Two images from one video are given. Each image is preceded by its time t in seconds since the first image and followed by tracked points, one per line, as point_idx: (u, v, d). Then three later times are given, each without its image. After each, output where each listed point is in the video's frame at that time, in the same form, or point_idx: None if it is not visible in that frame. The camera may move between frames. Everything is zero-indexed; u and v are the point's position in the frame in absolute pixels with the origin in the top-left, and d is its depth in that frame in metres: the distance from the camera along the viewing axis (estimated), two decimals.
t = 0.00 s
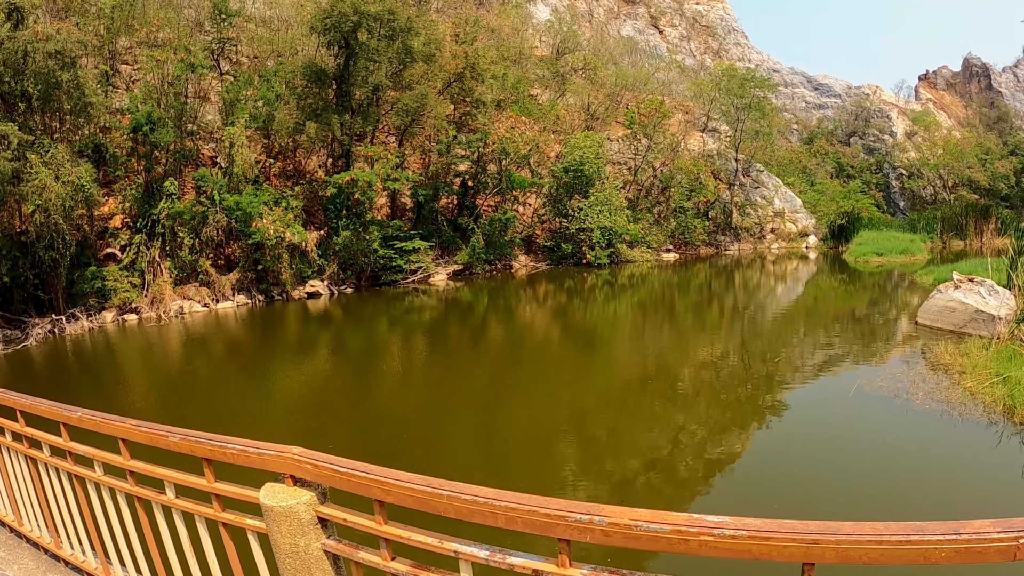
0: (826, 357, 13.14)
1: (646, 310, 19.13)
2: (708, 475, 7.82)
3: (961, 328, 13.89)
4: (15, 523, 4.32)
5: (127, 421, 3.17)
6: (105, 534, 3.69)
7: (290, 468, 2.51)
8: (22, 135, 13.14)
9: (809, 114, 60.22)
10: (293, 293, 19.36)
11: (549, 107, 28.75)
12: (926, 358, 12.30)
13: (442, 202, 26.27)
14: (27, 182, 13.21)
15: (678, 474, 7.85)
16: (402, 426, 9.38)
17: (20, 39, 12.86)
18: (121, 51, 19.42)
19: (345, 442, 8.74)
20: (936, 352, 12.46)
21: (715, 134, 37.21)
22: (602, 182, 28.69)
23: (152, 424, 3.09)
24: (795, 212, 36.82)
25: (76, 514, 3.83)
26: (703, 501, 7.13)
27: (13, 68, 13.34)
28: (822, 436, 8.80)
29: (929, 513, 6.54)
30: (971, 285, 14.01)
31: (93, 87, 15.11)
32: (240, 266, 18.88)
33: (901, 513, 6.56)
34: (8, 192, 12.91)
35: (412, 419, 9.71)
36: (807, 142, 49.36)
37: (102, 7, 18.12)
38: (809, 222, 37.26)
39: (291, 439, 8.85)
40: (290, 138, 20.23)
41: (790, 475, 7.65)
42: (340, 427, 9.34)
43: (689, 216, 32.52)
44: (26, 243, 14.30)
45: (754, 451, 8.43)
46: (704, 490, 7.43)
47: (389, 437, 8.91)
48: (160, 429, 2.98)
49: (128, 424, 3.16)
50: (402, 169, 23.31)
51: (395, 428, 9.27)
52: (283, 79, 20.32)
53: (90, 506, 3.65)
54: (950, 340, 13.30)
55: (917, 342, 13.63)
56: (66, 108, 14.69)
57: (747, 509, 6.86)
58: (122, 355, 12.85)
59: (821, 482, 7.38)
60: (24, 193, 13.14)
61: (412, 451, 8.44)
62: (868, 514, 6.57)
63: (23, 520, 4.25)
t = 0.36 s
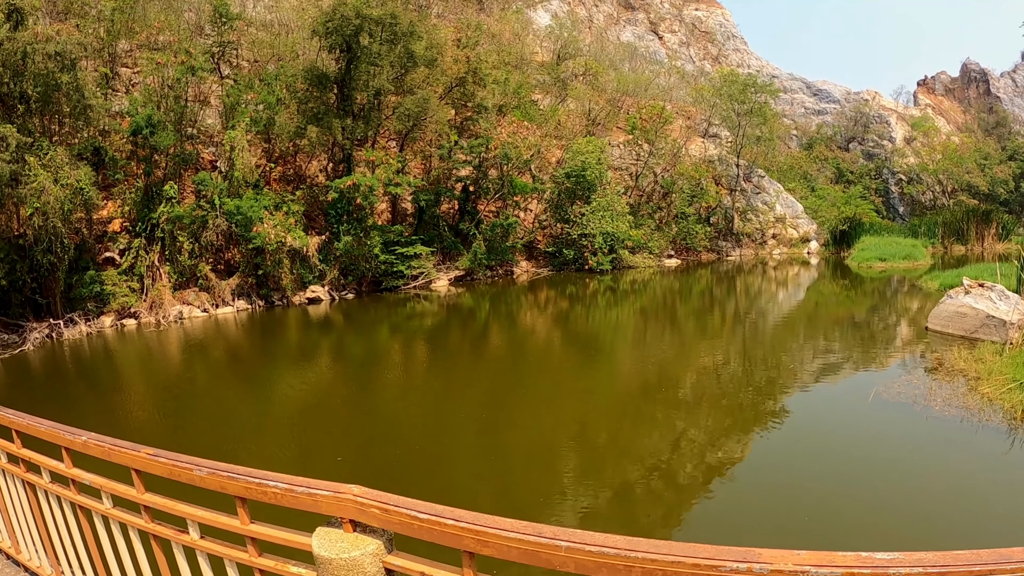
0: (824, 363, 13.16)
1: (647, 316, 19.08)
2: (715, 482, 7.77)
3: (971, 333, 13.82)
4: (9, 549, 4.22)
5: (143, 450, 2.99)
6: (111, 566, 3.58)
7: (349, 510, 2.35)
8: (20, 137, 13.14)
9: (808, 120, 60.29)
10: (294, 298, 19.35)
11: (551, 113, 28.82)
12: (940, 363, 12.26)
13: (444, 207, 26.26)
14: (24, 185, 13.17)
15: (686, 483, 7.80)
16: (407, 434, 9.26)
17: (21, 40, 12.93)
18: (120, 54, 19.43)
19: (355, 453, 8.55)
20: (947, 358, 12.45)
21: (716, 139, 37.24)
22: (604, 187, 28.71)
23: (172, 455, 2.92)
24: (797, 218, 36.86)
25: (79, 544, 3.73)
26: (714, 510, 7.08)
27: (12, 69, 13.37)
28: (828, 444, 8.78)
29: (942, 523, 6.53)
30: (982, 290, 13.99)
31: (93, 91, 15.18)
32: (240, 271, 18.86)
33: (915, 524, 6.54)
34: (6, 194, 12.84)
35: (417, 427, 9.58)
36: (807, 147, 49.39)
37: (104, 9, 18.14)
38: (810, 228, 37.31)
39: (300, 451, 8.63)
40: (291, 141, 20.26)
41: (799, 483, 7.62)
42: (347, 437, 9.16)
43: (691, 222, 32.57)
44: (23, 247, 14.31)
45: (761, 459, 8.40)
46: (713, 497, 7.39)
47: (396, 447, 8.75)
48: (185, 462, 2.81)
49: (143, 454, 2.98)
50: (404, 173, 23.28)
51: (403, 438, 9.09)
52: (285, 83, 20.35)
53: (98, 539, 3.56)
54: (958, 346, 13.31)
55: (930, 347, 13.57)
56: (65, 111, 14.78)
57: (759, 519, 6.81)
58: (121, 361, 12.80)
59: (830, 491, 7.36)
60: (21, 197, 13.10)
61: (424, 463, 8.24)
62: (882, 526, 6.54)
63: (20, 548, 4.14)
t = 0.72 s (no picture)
0: (825, 364, 13.12)
1: (650, 318, 19.03)
2: (725, 485, 7.67)
3: (987, 335, 13.65)
4: None
5: (155, 485, 2.75)
6: None
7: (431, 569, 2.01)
8: (19, 137, 13.15)
9: (808, 121, 60.32)
10: (296, 299, 19.38)
11: (553, 113, 28.80)
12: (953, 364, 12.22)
13: (447, 207, 26.18)
14: (23, 185, 13.11)
15: (696, 487, 7.68)
16: (414, 440, 9.10)
17: (20, 39, 12.94)
18: (121, 53, 19.40)
19: (366, 461, 8.31)
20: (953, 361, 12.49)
21: (718, 140, 37.25)
22: (607, 188, 28.71)
23: (191, 492, 2.64)
24: (800, 219, 36.88)
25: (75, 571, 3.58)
26: (728, 515, 6.97)
27: (11, 68, 13.35)
28: (836, 447, 8.72)
29: (958, 528, 6.50)
30: (996, 291, 14.03)
31: (93, 90, 15.32)
32: (241, 272, 18.82)
33: (931, 530, 6.50)
34: (5, 195, 12.74)
35: (422, 432, 9.42)
36: (807, 147, 49.37)
37: (104, 8, 18.18)
38: (813, 229, 37.31)
39: (310, 459, 8.40)
40: (293, 141, 20.27)
41: (810, 488, 7.54)
42: (355, 443, 8.95)
43: (693, 223, 32.59)
44: (22, 247, 14.31)
45: (770, 462, 8.31)
46: (725, 501, 7.28)
47: (405, 454, 8.55)
48: (209, 503, 2.50)
49: (158, 491, 2.72)
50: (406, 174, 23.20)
51: (413, 445, 8.88)
52: (287, 83, 20.38)
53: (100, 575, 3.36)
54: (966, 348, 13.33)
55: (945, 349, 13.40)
56: (65, 110, 14.88)
57: (774, 524, 6.72)
58: (121, 363, 12.76)
59: (843, 496, 7.30)
60: (21, 197, 13.06)
61: (437, 472, 8.01)
62: (899, 531, 6.49)
63: None
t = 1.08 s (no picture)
0: (827, 366, 13.10)
1: (653, 319, 19.00)
2: (739, 490, 7.55)
3: (1002, 337, 13.52)
4: None
5: (210, 560, 2.67)
6: None
7: None
8: (17, 136, 13.22)
9: (809, 123, 60.16)
10: (298, 301, 19.46)
11: (556, 113, 28.80)
12: (974, 367, 12.06)
13: (450, 208, 26.10)
14: (22, 185, 13.17)
15: (711, 492, 7.55)
16: (429, 447, 8.91)
17: (19, 37, 13.09)
18: (122, 53, 19.43)
19: (383, 471, 8.08)
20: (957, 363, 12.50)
21: (720, 141, 37.21)
22: (611, 189, 28.73)
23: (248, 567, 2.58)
24: (803, 221, 36.83)
25: None
26: (748, 521, 6.83)
27: (10, 67, 13.45)
28: (843, 448, 8.70)
29: (980, 531, 6.47)
30: (1010, 293, 13.97)
31: (93, 90, 15.46)
32: (243, 273, 18.86)
33: (954, 532, 6.45)
34: (4, 194, 12.83)
35: (434, 438, 9.26)
36: (808, 148, 49.16)
37: (105, 8, 18.30)
38: (816, 230, 37.21)
39: (326, 470, 8.13)
40: (295, 142, 20.31)
41: (825, 491, 7.46)
42: (369, 452, 8.73)
43: (697, 224, 32.58)
44: (22, 248, 14.34)
45: (780, 465, 8.23)
46: (742, 507, 7.16)
47: (423, 463, 8.33)
48: None
49: (214, 567, 2.63)
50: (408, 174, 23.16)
51: (430, 454, 8.65)
52: (289, 83, 20.48)
53: None
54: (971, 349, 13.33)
55: (958, 352, 13.23)
56: (65, 110, 15.00)
57: (797, 531, 6.58)
58: (122, 367, 12.76)
59: (860, 499, 7.22)
60: (20, 197, 13.12)
61: (458, 482, 7.79)
62: (924, 536, 6.41)
63: None
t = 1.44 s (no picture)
0: (825, 365, 13.10)
1: (654, 319, 19.01)
2: (755, 493, 7.44)
3: (1012, 335, 13.49)
4: None
5: None
6: None
7: None
8: (16, 135, 13.24)
9: (808, 123, 60.06)
10: (298, 301, 19.50)
11: (557, 113, 28.79)
12: (986, 366, 11.99)
13: (451, 208, 26.12)
14: (20, 185, 13.27)
15: (726, 496, 7.43)
16: (440, 451, 8.79)
17: (18, 35, 13.11)
18: (120, 53, 19.44)
19: (398, 478, 7.95)
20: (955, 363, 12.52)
21: (721, 141, 37.20)
22: (612, 189, 28.74)
23: None
24: (803, 221, 36.83)
25: None
26: (769, 526, 6.72)
27: (9, 66, 13.47)
28: (851, 448, 8.67)
29: (1001, 532, 6.45)
30: (1020, 293, 13.98)
31: (92, 89, 15.52)
32: (243, 274, 18.89)
33: (975, 534, 6.42)
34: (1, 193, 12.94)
35: (442, 441, 9.15)
36: (806, 147, 48.98)
37: (104, 6, 18.33)
38: (817, 230, 37.18)
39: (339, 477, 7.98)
40: (295, 141, 20.31)
41: (839, 492, 7.40)
42: (381, 457, 8.59)
43: (698, 224, 32.57)
44: (20, 248, 14.46)
45: (791, 467, 8.16)
46: (760, 511, 7.04)
47: (436, 468, 8.21)
48: None
49: None
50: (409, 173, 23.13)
51: (444, 458, 8.53)
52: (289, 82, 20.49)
53: None
54: (971, 348, 13.33)
55: (965, 352, 13.12)
56: (64, 109, 15.04)
57: (820, 536, 6.48)
58: (121, 368, 12.77)
59: (876, 501, 7.16)
60: (18, 197, 13.20)
61: (475, 488, 7.67)
62: (939, 539, 6.35)
63: None
